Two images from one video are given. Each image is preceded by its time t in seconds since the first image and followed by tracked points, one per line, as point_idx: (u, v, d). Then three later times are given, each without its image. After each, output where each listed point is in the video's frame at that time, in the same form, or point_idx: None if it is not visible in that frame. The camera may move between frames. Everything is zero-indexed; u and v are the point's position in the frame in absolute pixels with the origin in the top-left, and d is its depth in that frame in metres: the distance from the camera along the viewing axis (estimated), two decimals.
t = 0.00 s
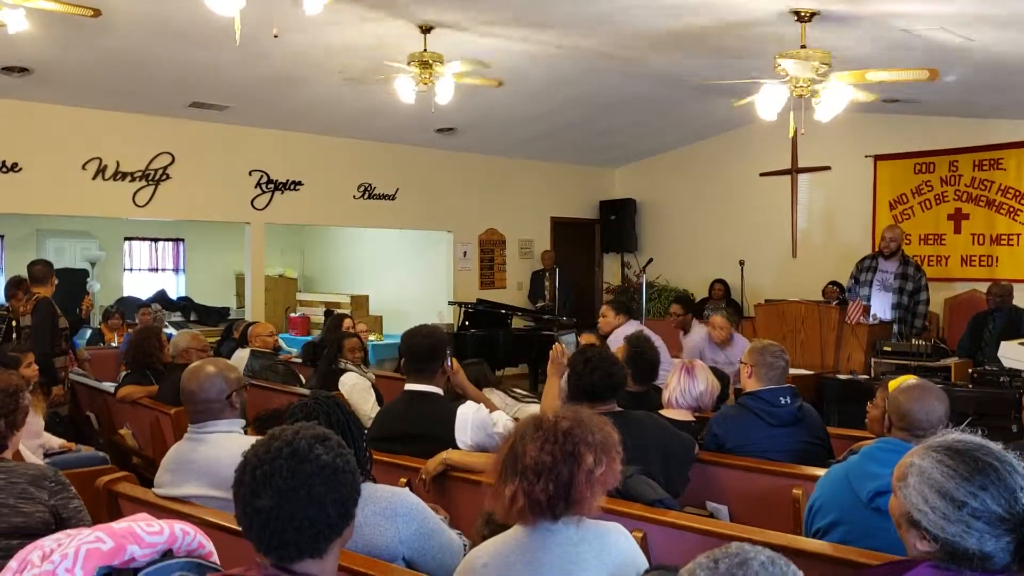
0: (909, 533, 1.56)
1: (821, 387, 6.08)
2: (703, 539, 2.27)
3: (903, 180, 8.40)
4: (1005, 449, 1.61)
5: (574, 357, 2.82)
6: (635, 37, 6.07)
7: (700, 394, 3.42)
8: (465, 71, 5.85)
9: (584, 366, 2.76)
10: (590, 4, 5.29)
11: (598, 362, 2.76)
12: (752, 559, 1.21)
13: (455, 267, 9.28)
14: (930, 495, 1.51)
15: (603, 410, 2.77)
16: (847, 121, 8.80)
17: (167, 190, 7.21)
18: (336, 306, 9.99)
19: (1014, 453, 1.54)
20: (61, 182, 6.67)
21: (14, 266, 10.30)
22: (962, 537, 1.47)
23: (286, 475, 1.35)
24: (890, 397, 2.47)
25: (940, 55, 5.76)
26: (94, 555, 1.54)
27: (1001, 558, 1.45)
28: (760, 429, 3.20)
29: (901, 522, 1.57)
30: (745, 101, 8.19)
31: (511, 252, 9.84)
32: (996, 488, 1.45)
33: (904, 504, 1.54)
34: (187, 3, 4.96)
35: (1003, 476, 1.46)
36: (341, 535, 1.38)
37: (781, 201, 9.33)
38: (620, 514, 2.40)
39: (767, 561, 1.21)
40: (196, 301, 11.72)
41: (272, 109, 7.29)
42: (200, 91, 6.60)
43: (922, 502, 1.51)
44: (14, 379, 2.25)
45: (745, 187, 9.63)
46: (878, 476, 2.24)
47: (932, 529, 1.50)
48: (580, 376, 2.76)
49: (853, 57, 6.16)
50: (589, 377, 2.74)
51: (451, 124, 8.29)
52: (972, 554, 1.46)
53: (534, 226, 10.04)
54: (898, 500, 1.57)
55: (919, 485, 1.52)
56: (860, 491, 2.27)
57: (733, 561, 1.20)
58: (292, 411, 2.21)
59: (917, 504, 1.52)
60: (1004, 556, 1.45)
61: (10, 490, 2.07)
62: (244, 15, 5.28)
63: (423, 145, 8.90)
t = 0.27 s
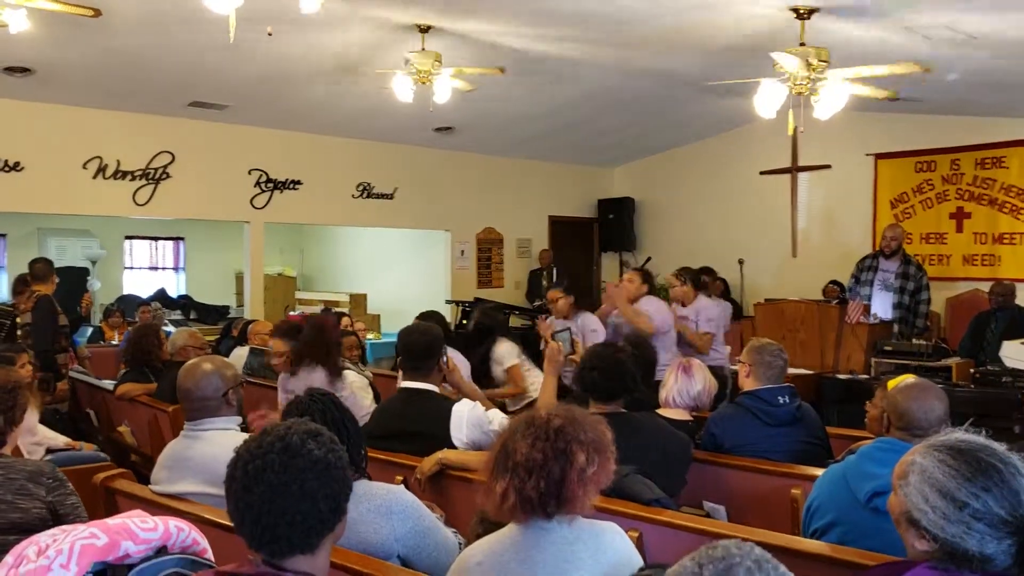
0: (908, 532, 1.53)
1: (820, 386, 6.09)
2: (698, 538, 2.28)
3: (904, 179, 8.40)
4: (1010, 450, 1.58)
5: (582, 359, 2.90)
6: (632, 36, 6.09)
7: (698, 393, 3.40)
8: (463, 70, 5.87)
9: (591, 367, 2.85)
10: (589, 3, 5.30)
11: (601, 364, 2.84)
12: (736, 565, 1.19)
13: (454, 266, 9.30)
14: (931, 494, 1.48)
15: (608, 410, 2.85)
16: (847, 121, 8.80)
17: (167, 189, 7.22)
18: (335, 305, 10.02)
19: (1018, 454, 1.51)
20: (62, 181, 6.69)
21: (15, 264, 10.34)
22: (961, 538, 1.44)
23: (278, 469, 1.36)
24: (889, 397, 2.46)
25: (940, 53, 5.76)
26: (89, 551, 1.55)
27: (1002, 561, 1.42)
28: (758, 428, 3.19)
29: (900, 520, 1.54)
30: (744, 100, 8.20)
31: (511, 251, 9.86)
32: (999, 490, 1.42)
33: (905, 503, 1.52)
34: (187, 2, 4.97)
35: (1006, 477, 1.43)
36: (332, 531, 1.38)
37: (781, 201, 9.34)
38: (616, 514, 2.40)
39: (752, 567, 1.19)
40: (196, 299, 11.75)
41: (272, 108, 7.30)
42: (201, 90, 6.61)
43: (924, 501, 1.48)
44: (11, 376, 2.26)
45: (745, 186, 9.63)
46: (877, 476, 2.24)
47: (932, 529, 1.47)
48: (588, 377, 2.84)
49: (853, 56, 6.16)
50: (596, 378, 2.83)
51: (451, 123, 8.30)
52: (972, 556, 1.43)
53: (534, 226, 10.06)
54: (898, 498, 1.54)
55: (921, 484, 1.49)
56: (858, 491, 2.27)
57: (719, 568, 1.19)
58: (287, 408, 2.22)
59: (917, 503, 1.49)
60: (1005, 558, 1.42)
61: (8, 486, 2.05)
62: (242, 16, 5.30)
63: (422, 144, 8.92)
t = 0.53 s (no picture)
0: (893, 540, 1.50)
1: (817, 389, 6.05)
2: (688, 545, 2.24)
3: (903, 183, 8.37)
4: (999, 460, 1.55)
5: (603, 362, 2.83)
6: (630, 37, 6.06)
7: (690, 396, 3.41)
8: (459, 70, 5.84)
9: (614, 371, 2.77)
10: (586, 3, 5.26)
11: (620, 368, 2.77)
12: None
13: (451, 267, 9.27)
14: (917, 503, 1.45)
15: (619, 416, 2.79)
16: (846, 124, 8.77)
17: (163, 188, 7.19)
18: (332, 305, 9.99)
19: (1007, 466, 1.48)
20: (57, 178, 6.66)
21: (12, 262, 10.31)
22: (946, 548, 1.41)
23: (249, 474, 1.33)
24: (878, 402, 2.44)
25: (939, 56, 5.73)
26: (59, 556, 1.52)
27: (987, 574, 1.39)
28: (750, 433, 3.16)
29: (885, 528, 1.51)
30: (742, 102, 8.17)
31: (508, 252, 9.83)
32: (986, 501, 1.40)
33: (890, 510, 1.49)
34: None
35: (994, 488, 1.40)
36: (306, 537, 1.35)
37: (779, 204, 9.30)
38: (602, 519, 2.36)
39: None
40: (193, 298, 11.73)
41: (269, 107, 7.27)
42: (197, 88, 6.59)
43: (909, 510, 1.45)
44: None
45: (743, 188, 9.60)
46: (867, 483, 2.21)
47: (916, 539, 1.44)
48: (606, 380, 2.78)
49: (852, 58, 6.13)
50: (615, 382, 2.76)
51: (449, 123, 8.27)
52: (957, 567, 1.40)
53: (532, 227, 10.02)
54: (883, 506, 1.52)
55: (907, 493, 1.47)
56: (847, 498, 2.24)
57: None
58: (271, 410, 2.18)
59: (902, 512, 1.46)
60: (990, 571, 1.39)
61: None
62: (237, 14, 5.27)
63: (420, 144, 8.89)
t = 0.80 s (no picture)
0: (875, 547, 1.48)
1: (814, 392, 6.02)
2: (678, 549, 2.20)
3: (904, 185, 8.34)
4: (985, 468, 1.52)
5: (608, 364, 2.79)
6: (627, 38, 6.04)
7: (683, 399, 3.38)
8: (456, 70, 5.82)
9: (616, 372, 2.73)
10: (582, 3, 5.23)
11: (621, 371, 2.72)
12: None
13: (449, 267, 9.25)
14: (898, 510, 1.43)
15: (623, 420, 2.74)
16: (847, 126, 8.74)
17: (160, 186, 7.17)
18: (330, 305, 9.97)
19: (993, 473, 1.45)
20: (53, 176, 6.64)
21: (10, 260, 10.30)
22: (927, 557, 1.38)
23: (217, 476, 1.31)
24: (868, 405, 2.42)
25: (938, 57, 5.69)
26: (28, 558, 1.50)
27: None
28: (742, 435, 3.13)
29: (867, 534, 1.49)
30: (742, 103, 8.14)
31: (507, 253, 9.80)
32: (968, 509, 1.37)
33: (872, 516, 1.47)
34: None
35: (977, 496, 1.37)
36: (275, 541, 1.33)
37: (780, 206, 9.27)
38: (588, 522, 2.33)
39: None
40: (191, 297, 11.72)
41: (267, 106, 7.25)
42: (194, 86, 6.57)
43: (890, 517, 1.43)
44: None
45: (743, 190, 9.57)
46: (855, 488, 2.19)
47: (897, 546, 1.42)
48: (609, 381, 2.73)
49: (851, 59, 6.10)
50: (618, 384, 2.71)
51: (447, 123, 8.25)
52: None
53: (532, 227, 10.00)
54: (867, 512, 1.49)
55: (889, 499, 1.44)
56: (834, 503, 2.22)
57: None
58: (252, 411, 2.14)
59: (884, 518, 1.44)
60: None
61: None
62: (233, 13, 5.26)
63: (419, 144, 8.87)
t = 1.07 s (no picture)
0: (862, 548, 1.46)
1: (813, 392, 6.01)
2: (669, 549, 2.19)
3: (904, 184, 8.31)
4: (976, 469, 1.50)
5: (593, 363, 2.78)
6: (624, 37, 6.03)
7: (677, 399, 3.36)
8: (453, 69, 5.81)
9: (601, 370, 2.71)
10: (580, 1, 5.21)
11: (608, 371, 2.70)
12: None
13: (448, 267, 9.24)
14: (886, 511, 1.41)
15: (610, 419, 2.71)
16: (847, 125, 8.72)
17: (158, 186, 7.17)
18: (330, 305, 9.96)
19: (983, 476, 1.43)
20: (51, 175, 6.63)
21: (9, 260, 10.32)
22: (913, 559, 1.37)
23: (193, 476, 1.30)
24: (860, 406, 2.42)
25: (938, 55, 5.67)
26: (7, 558, 1.49)
27: None
28: (737, 436, 3.11)
29: (854, 535, 1.47)
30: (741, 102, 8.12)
31: (507, 253, 9.79)
32: (955, 513, 1.35)
33: (860, 517, 1.45)
34: None
35: (966, 500, 1.35)
36: (253, 540, 1.32)
37: (780, 205, 9.24)
38: (579, 523, 2.32)
39: None
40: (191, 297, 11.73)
41: (265, 106, 7.24)
42: (192, 86, 6.57)
43: (878, 518, 1.41)
44: None
45: (744, 189, 9.54)
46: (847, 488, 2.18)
47: (884, 548, 1.40)
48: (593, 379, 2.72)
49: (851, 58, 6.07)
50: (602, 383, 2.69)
51: (446, 123, 8.24)
52: None
53: (531, 227, 9.98)
54: (854, 512, 1.47)
55: (877, 500, 1.42)
56: (826, 504, 2.21)
57: None
58: (238, 410, 2.12)
59: (872, 520, 1.42)
60: None
61: None
62: (228, 13, 5.26)
63: (418, 144, 8.85)
